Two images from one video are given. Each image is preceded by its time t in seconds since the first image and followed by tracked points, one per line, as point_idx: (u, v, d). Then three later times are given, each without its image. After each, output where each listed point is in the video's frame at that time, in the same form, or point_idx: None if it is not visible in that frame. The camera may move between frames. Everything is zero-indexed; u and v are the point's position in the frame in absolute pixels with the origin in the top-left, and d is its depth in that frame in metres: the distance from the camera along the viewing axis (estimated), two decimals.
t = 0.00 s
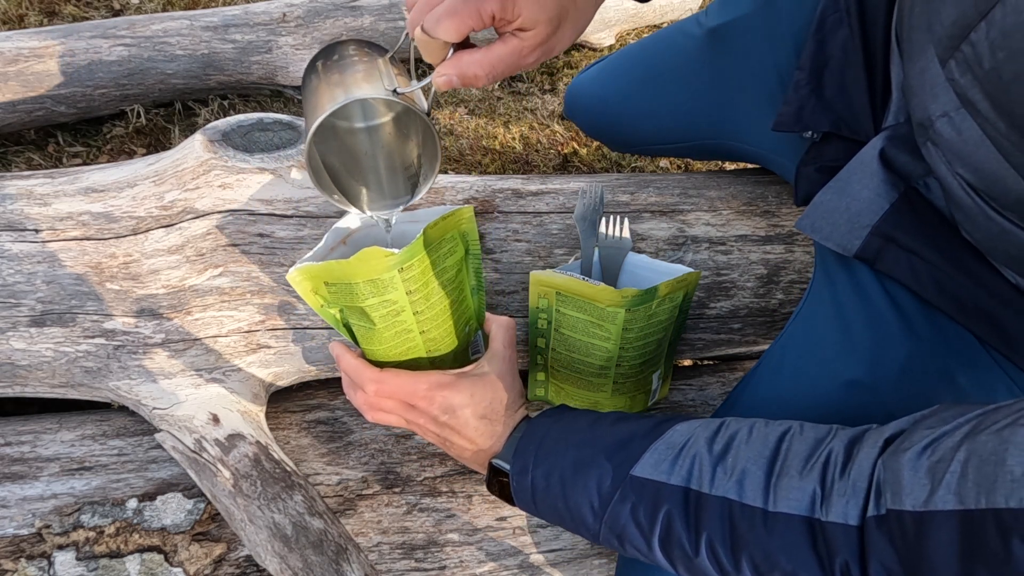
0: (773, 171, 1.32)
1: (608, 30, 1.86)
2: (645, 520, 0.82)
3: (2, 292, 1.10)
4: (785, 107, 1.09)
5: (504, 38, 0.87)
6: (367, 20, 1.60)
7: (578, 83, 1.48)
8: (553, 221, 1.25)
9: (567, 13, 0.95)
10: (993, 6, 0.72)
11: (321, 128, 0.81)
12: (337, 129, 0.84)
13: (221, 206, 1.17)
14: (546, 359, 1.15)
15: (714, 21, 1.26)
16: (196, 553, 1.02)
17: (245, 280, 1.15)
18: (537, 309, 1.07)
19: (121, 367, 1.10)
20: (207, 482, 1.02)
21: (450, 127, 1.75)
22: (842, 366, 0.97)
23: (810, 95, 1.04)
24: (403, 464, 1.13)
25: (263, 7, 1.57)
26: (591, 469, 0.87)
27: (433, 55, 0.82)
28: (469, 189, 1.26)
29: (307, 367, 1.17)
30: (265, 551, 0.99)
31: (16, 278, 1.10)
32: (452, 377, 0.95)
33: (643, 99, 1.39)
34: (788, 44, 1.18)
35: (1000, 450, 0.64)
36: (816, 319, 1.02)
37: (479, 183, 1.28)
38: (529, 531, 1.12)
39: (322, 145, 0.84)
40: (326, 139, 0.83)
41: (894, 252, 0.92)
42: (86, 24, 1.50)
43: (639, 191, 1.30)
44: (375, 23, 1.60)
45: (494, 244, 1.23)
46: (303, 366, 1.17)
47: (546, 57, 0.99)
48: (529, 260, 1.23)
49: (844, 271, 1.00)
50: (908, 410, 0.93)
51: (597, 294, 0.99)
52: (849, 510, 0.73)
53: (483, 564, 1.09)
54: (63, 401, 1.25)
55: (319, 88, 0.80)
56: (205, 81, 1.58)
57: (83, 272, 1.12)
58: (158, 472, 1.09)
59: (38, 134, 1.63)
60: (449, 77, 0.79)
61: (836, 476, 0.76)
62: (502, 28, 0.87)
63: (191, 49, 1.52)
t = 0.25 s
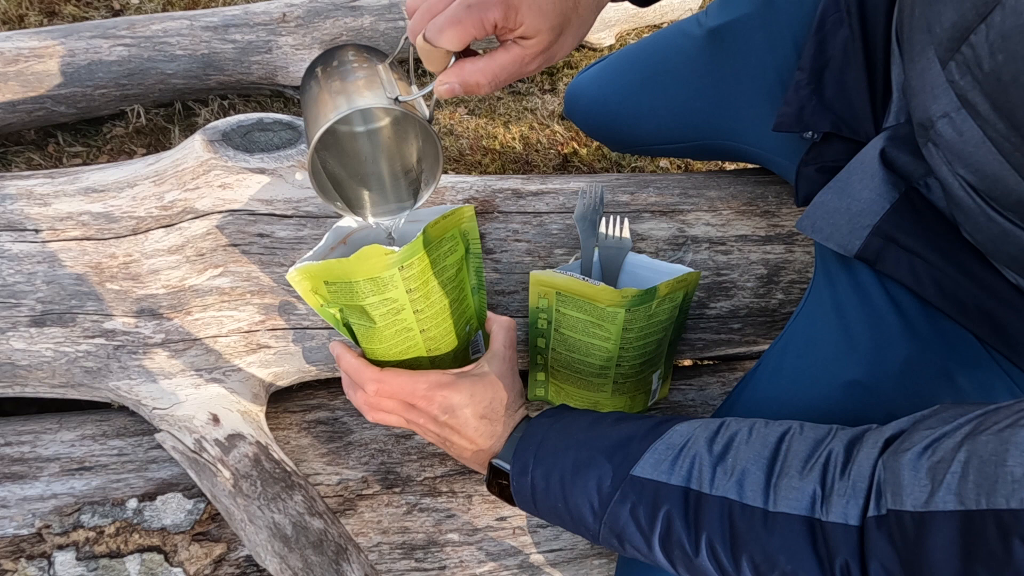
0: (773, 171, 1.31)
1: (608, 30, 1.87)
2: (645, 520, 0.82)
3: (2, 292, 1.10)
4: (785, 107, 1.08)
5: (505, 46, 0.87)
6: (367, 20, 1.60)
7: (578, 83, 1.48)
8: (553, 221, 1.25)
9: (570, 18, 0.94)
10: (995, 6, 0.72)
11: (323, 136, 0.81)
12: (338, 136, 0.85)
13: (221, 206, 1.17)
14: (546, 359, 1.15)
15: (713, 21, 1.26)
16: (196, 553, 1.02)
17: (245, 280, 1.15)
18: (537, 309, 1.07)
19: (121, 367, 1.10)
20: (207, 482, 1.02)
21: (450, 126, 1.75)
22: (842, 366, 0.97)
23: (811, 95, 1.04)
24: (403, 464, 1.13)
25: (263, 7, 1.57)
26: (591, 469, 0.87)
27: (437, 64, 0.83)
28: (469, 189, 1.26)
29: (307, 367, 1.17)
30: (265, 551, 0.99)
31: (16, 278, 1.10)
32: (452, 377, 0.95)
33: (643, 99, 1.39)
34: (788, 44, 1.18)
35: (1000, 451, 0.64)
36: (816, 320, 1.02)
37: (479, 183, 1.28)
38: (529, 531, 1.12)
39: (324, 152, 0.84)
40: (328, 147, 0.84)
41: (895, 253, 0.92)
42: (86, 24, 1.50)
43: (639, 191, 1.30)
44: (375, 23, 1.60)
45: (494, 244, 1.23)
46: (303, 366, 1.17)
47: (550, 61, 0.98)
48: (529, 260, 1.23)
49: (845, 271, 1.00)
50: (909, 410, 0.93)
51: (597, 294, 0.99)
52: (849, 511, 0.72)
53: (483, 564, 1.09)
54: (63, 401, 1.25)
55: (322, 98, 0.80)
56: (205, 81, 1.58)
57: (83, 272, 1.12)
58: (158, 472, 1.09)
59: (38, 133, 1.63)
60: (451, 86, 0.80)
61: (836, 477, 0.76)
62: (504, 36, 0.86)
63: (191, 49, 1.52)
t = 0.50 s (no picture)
0: (773, 171, 1.32)
1: (608, 30, 1.87)
2: (645, 521, 0.82)
3: (2, 292, 1.10)
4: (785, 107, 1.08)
5: (503, 47, 0.87)
6: (367, 20, 1.60)
7: (579, 83, 1.49)
8: (553, 221, 1.25)
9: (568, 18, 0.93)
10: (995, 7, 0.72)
11: (321, 137, 0.81)
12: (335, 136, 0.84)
13: (221, 206, 1.17)
14: (546, 359, 1.15)
15: (713, 22, 1.26)
16: (196, 553, 1.02)
17: (245, 280, 1.15)
18: (537, 309, 1.07)
19: (121, 367, 1.10)
20: (207, 482, 1.02)
21: (450, 127, 1.75)
22: (842, 366, 0.97)
23: (811, 96, 1.04)
24: (403, 464, 1.13)
25: (263, 7, 1.57)
26: (590, 469, 0.87)
27: (434, 65, 0.83)
28: (469, 189, 1.26)
29: (307, 367, 1.17)
30: (265, 551, 0.99)
31: (16, 278, 1.10)
32: (453, 377, 0.95)
33: (642, 99, 1.39)
34: (787, 44, 1.18)
35: (1000, 453, 0.63)
36: (816, 320, 1.02)
37: (479, 183, 1.28)
38: (529, 531, 1.12)
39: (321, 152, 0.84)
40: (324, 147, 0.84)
41: (895, 253, 0.92)
42: (86, 25, 1.50)
43: (639, 191, 1.30)
44: (375, 23, 1.60)
45: (494, 244, 1.23)
46: (303, 366, 1.17)
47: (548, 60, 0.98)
48: (529, 260, 1.23)
49: (845, 271, 1.00)
50: (909, 411, 0.93)
51: (597, 294, 0.99)
52: (849, 512, 0.72)
53: (483, 564, 1.09)
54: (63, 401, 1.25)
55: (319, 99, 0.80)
56: (205, 81, 1.58)
57: (83, 272, 1.12)
58: (158, 472, 1.09)
59: (38, 133, 1.63)
60: (446, 86, 0.80)
61: (835, 478, 0.76)
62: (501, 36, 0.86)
63: (191, 49, 1.52)
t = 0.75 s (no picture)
0: (773, 171, 1.32)
1: (608, 30, 1.86)
2: (645, 521, 0.82)
3: (2, 292, 1.10)
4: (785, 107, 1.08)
5: (504, 50, 0.87)
6: (367, 20, 1.60)
7: (579, 83, 1.49)
8: (553, 221, 1.25)
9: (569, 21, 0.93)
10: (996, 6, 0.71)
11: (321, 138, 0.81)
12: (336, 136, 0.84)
13: (221, 206, 1.17)
14: (546, 359, 1.15)
15: (714, 22, 1.26)
16: (196, 553, 1.02)
17: (245, 280, 1.15)
18: (537, 309, 1.07)
19: (121, 367, 1.10)
20: (207, 482, 1.02)
21: (450, 126, 1.75)
22: (842, 366, 0.97)
23: (811, 96, 1.04)
24: (403, 464, 1.13)
25: (263, 7, 1.57)
26: (590, 470, 0.87)
27: (434, 68, 0.83)
28: (468, 189, 1.26)
29: (307, 367, 1.17)
30: (265, 551, 0.99)
31: (16, 278, 1.10)
32: (454, 378, 0.95)
33: (643, 99, 1.38)
34: (788, 44, 1.18)
35: (995, 451, 0.63)
36: (816, 321, 1.02)
37: (479, 183, 1.28)
38: (529, 531, 1.12)
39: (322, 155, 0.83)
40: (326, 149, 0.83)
41: (895, 253, 0.92)
42: (86, 25, 1.50)
43: (639, 191, 1.30)
44: (375, 23, 1.60)
45: (495, 244, 1.23)
46: (303, 366, 1.17)
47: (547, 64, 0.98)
48: (529, 260, 1.23)
49: (845, 271, 1.00)
50: (909, 411, 0.93)
51: (597, 294, 0.99)
52: (847, 512, 0.72)
53: (483, 564, 1.09)
54: (63, 401, 1.25)
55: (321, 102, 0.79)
56: (205, 81, 1.58)
57: (83, 272, 1.12)
58: (158, 472, 1.09)
59: (38, 133, 1.63)
60: (448, 90, 0.81)
61: (833, 479, 0.76)
62: (502, 41, 0.86)
63: (191, 49, 1.52)
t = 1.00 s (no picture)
0: (773, 171, 1.31)
1: (608, 30, 1.87)
2: (641, 524, 0.82)
3: (2, 292, 1.10)
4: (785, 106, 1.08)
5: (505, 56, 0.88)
6: (367, 20, 1.63)
7: (579, 82, 1.49)
8: (553, 221, 1.25)
9: (564, 32, 0.95)
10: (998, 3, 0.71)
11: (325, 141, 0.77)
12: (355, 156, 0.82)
13: (221, 206, 1.17)
14: (546, 359, 1.15)
15: (714, 21, 1.27)
16: (195, 553, 1.02)
17: (245, 280, 1.15)
18: (537, 309, 1.07)
19: (122, 367, 1.10)
20: (207, 482, 1.03)
21: (450, 127, 1.75)
22: (841, 365, 0.97)
23: (811, 95, 1.04)
24: (403, 464, 1.13)
25: (263, 7, 1.57)
26: (587, 472, 0.87)
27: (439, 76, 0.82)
28: (468, 189, 1.26)
29: (307, 367, 1.17)
30: (265, 551, 0.99)
31: (16, 278, 1.10)
32: (455, 380, 0.95)
33: (643, 99, 1.39)
34: (788, 43, 1.19)
35: (975, 447, 0.65)
36: (814, 322, 1.02)
37: (479, 183, 1.28)
38: (529, 531, 1.12)
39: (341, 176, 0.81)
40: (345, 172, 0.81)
41: (895, 253, 0.92)
42: (87, 25, 1.50)
43: (639, 191, 1.30)
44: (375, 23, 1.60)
45: (495, 244, 1.23)
46: (303, 366, 1.17)
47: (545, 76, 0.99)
48: (529, 260, 1.23)
49: (843, 271, 1.00)
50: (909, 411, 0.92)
51: (597, 294, 0.99)
52: (840, 513, 0.72)
53: (484, 565, 1.09)
54: (63, 401, 1.25)
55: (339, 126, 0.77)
56: (205, 81, 1.58)
57: (84, 272, 1.12)
58: (158, 472, 1.09)
59: (38, 133, 1.63)
60: (450, 92, 0.77)
61: (827, 480, 0.76)
62: (502, 46, 0.87)
63: (191, 49, 1.52)
